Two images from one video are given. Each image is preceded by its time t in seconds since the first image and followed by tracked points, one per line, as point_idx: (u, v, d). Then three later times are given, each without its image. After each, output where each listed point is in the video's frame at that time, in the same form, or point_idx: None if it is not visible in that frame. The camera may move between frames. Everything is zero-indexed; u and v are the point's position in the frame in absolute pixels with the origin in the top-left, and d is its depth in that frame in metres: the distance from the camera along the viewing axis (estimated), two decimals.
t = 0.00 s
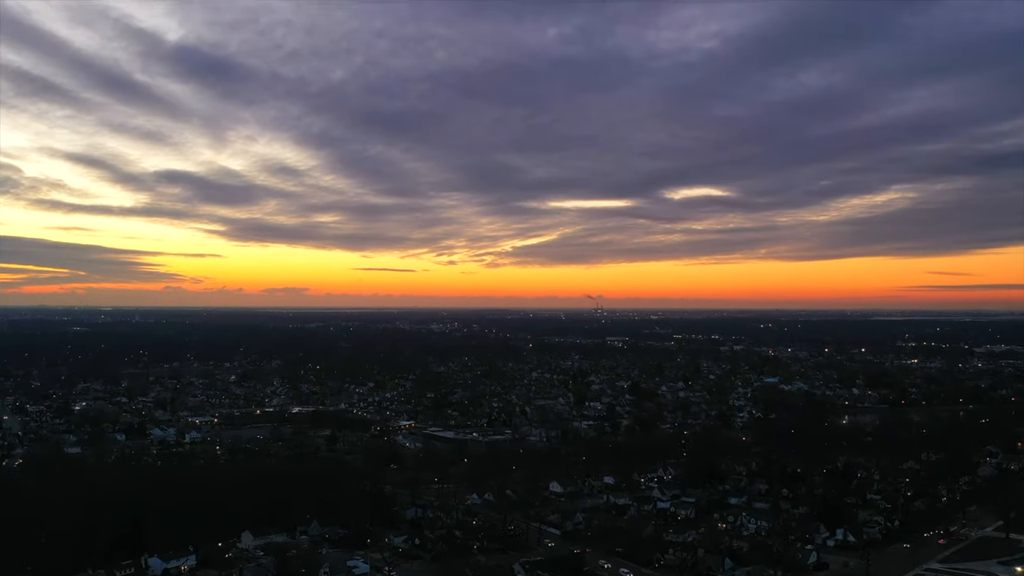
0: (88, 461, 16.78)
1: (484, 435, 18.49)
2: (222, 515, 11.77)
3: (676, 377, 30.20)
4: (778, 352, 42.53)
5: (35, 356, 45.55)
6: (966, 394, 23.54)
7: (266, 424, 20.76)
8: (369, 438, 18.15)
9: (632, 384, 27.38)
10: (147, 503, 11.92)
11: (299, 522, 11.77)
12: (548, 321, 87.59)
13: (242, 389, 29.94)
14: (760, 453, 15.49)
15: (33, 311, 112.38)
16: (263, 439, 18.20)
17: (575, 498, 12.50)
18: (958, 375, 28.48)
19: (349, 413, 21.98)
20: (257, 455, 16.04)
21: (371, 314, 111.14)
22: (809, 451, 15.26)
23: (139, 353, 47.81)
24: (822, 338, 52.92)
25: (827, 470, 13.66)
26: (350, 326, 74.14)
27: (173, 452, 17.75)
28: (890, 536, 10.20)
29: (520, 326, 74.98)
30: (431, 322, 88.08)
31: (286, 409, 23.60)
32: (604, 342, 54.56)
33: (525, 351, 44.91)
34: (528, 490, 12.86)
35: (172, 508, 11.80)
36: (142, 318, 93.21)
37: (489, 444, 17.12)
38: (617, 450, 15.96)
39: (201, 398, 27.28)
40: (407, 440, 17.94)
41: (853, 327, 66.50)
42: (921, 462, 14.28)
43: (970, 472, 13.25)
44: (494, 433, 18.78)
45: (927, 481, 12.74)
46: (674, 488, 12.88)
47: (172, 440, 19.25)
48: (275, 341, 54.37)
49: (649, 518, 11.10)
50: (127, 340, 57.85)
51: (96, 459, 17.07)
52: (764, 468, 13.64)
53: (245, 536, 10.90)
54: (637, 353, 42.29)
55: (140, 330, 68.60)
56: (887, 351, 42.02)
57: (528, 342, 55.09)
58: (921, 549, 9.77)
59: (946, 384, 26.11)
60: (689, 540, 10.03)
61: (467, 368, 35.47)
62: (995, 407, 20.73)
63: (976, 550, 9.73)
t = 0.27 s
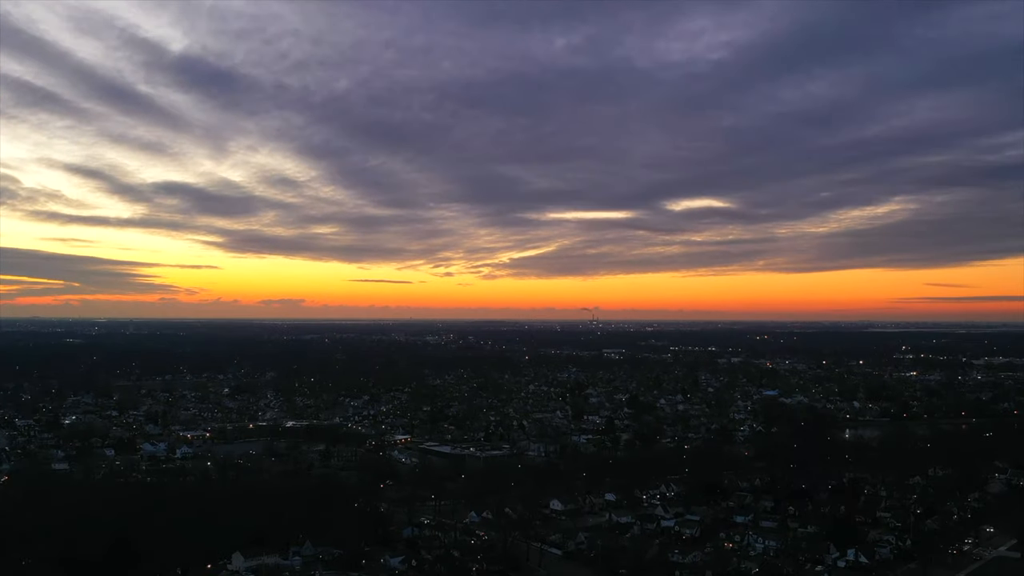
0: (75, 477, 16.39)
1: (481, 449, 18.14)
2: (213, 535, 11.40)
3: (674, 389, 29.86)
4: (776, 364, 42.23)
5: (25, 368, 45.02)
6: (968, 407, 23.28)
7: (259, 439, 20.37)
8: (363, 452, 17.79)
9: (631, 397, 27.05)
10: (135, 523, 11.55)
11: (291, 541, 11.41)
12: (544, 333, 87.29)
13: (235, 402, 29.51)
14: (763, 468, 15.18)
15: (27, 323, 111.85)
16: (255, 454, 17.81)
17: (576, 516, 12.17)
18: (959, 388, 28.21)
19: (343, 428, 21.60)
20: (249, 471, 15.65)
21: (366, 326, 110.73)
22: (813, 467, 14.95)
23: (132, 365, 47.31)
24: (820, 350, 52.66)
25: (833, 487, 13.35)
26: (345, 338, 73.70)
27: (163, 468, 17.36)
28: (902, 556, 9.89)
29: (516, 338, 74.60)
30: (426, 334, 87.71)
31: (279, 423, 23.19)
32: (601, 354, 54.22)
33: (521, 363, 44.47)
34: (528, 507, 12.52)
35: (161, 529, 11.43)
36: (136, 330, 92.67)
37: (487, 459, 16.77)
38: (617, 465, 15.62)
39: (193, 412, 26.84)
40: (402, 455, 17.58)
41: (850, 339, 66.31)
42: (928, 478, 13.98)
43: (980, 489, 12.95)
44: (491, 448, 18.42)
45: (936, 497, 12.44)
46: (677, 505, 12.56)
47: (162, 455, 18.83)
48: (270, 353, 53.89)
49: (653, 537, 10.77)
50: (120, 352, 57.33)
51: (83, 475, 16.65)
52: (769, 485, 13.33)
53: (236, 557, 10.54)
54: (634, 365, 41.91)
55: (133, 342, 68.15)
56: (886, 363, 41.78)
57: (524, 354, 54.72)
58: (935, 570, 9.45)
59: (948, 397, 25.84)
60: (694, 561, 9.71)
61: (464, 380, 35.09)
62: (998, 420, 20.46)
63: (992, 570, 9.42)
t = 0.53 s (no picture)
0: (58, 496, 15.89)
1: (476, 467, 17.74)
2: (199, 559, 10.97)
3: (671, 405, 29.52)
4: (772, 379, 41.93)
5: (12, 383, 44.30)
6: (969, 422, 23.00)
7: (248, 456, 19.89)
8: (355, 470, 17.35)
9: (628, 412, 26.68)
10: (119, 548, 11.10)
11: (279, 563, 10.95)
12: (538, 347, 86.81)
13: (225, 417, 28.98)
14: (765, 486, 14.82)
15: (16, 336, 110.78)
16: (244, 472, 17.34)
17: (575, 537, 11.79)
18: (958, 403, 27.93)
19: (335, 444, 21.13)
20: (237, 489, 15.20)
21: (359, 340, 110.09)
22: (817, 485, 14.62)
23: (121, 379, 46.63)
24: (815, 365, 52.41)
25: (839, 505, 13.02)
26: (338, 352, 73.12)
27: (149, 486, 16.87)
28: None
29: (510, 352, 74.13)
30: (419, 348, 87.10)
31: (270, 439, 22.72)
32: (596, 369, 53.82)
33: (515, 378, 43.99)
34: (526, 528, 12.13)
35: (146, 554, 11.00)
36: (126, 345, 91.87)
37: (483, 477, 16.37)
38: (617, 483, 15.25)
39: (182, 428, 26.32)
40: (396, 472, 17.14)
41: (845, 353, 66.06)
42: (935, 496, 13.66)
43: (989, 507, 12.62)
44: (486, 465, 18.01)
45: (946, 516, 12.11)
46: (680, 525, 12.19)
47: (148, 473, 18.32)
48: (261, 367, 53.29)
49: (656, 559, 10.40)
50: (110, 366, 56.65)
51: (66, 494, 16.13)
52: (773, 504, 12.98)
53: None
54: (629, 380, 41.54)
55: (124, 356, 67.42)
56: (883, 378, 41.53)
57: (519, 368, 54.28)
58: None
59: (948, 412, 25.56)
60: None
61: (458, 395, 34.63)
62: (1001, 436, 20.17)
63: None
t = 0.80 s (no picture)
0: (43, 513, 15.47)
1: (472, 482, 17.41)
2: None
3: (668, 418, 29.21)
4: (768, 392, 41.78)
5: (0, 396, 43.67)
6: (969, 436, 22.80)
7: (239, 471, 19.49)
8: (349, 485, 16.99)
9: (625, 426, 26.41)
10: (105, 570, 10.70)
11: None
12: (531, 360, 86.63)
13: (216, 432, 28.53)
14: (768, 502, 14.53)
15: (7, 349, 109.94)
16: (235, 488, 16.95)
17: (577, 555, 11.47)
18: (958, 416, 27.73)
19: (328, 459, 20.75)
20: (228, 506, 14.82)
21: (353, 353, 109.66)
22: (821, 501, 14.36)
23: (111, 393, 46.07)
24: (810, 377, 52.30)
25: (844, 521, 12.77)
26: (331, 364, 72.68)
27: (136, 502, 16.45)
28: None
29: (504, 365, 73.80)
30: (412, 360, 86.74)
31: (262, 454, 22.31)
32: (591, 382, 53.52)
33: (510, 391, 43.65)
34: (525, 546, 11.81)
35: None
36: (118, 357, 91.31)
37: (479, 493, 16.05)
38: (616, 499, 14.94)
39: (172, 442, 25.83)
40: (390, 488, 16.78)
41: (839, 364, 65.98)
42: (942, 511, 13.42)
43: (998, 524, 12.36)
44: (483, 480, 17.68)
45: (956, 533, 11.84)
46: (683, 543, 11.90)
47: (137, 489, 17.90)
48: (254, 380, 52.79)
49: None
50: (101, 379, 56.06)
51: (51, 511, 15.68)
52: (778, 520, 12.71)
53: None
54: (624, 392, 41.23)
55: (115, 369, 66.84)
56: (879, 390, 41.40)
57: (513, 381, 53.90)
58: None
59: (948, 425, 25.35)
60: None
61: (453, 408, 34.27)
62: (1003, 450, 19.95)
63: None
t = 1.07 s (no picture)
0: (28, 528, 15.06)
1: (469, 497, 17.07)
2: None
3: (666, 431, 28.90)
4: (765, 404, 41.48)
5: None
6: (972, 448, 22.56)
7: (231, 486, 19.09)
8: (343, 500, 16.62)
9: (623, 439, 26.11)
10: None
11: None
12: (526, 372, 86.29)
13: (208, 445, 28.09)
14: (772, 517, 14.22)
15: None
16: (226, 503, 16.55)
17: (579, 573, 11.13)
18: (958, 429, 27.52)
19: (322, 473, 20.35)
20: (218, 522, 14.44)
21: (347, 366, 109.11)
22: (826, 516, 14.06)
23: (102, 405, 45.50)
24: (808, 389, 52.05)
25: (852, 537, 12.47)
26: (325, 377, 72.14)
27: (125, 518, 16.04)
28: None
29: (499, 377, 73.39)
30: (407, 373, 86.26)
31: (254, 468, 21.90)
32: (587, 394, 53.14)
33: (506, 404, 43.29)
34: (526, 564, 11.47)
35: None
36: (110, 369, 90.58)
37: (476, 508, 15.70)
38: (617, 514, 14.62)
39: (163, 456, 25.37)
40: (385, 503, 16.41)
41: (836, 377, 65.76)
42: (951, 526, 13.13)
43: (1008, 540, 12.09)
44: (480, 495, 17.33)
45: (967, 550, 11.55)
46: (687, 560, 11.58)
47: (125, 504, 17.48)
48: (247, 393, 52.27)
49: None
50: (93, 392, 55.43)
51: (36, 527, 15.25)
52: (784, 536, 12.41)
53: None
54: (621, 405, 40.89)
55: (107, 382, 66.14)
56: (877, 403, 41.16)
57: (509, 393, 53.50)
58: None
59: (949, 437, 25.13)
60: None
61: (448, 421, 33.89)
62: (1007, 464, 19.72)
63: None
